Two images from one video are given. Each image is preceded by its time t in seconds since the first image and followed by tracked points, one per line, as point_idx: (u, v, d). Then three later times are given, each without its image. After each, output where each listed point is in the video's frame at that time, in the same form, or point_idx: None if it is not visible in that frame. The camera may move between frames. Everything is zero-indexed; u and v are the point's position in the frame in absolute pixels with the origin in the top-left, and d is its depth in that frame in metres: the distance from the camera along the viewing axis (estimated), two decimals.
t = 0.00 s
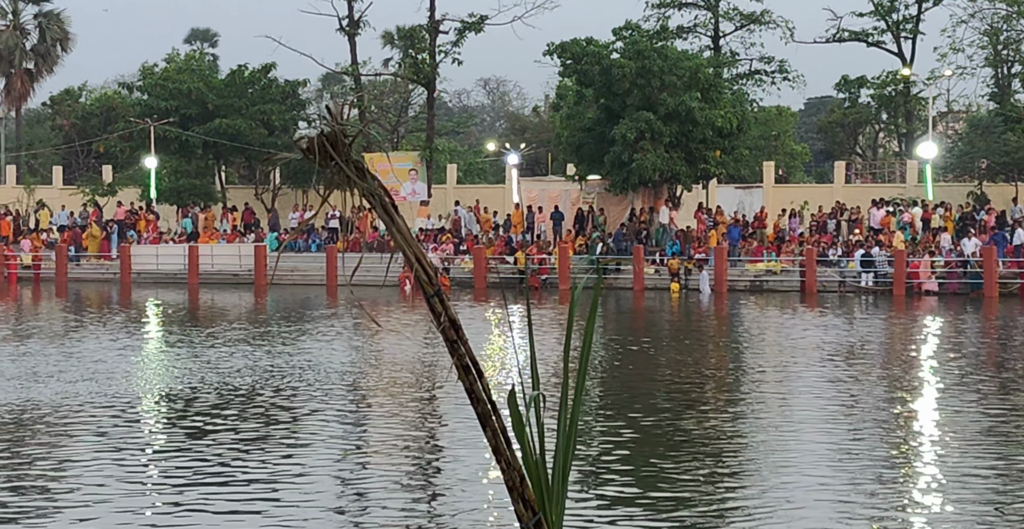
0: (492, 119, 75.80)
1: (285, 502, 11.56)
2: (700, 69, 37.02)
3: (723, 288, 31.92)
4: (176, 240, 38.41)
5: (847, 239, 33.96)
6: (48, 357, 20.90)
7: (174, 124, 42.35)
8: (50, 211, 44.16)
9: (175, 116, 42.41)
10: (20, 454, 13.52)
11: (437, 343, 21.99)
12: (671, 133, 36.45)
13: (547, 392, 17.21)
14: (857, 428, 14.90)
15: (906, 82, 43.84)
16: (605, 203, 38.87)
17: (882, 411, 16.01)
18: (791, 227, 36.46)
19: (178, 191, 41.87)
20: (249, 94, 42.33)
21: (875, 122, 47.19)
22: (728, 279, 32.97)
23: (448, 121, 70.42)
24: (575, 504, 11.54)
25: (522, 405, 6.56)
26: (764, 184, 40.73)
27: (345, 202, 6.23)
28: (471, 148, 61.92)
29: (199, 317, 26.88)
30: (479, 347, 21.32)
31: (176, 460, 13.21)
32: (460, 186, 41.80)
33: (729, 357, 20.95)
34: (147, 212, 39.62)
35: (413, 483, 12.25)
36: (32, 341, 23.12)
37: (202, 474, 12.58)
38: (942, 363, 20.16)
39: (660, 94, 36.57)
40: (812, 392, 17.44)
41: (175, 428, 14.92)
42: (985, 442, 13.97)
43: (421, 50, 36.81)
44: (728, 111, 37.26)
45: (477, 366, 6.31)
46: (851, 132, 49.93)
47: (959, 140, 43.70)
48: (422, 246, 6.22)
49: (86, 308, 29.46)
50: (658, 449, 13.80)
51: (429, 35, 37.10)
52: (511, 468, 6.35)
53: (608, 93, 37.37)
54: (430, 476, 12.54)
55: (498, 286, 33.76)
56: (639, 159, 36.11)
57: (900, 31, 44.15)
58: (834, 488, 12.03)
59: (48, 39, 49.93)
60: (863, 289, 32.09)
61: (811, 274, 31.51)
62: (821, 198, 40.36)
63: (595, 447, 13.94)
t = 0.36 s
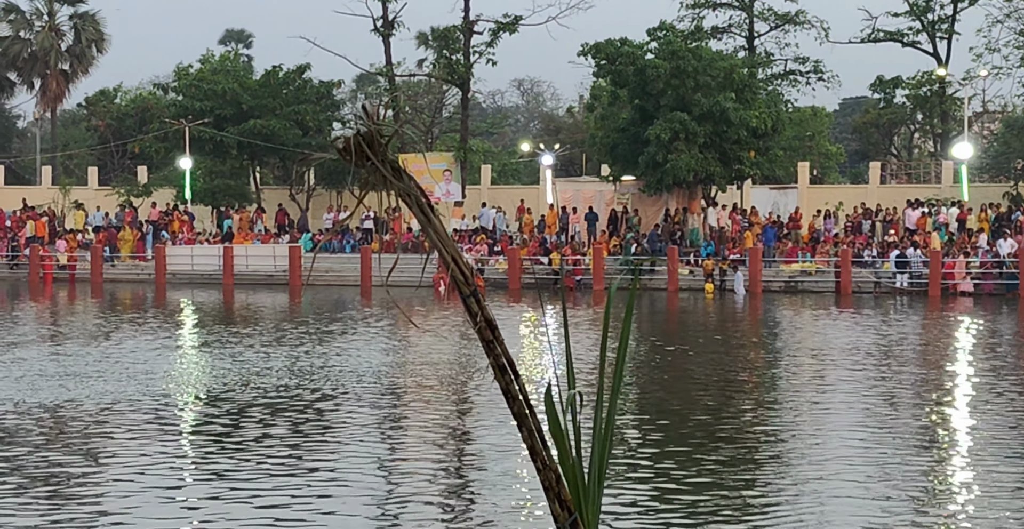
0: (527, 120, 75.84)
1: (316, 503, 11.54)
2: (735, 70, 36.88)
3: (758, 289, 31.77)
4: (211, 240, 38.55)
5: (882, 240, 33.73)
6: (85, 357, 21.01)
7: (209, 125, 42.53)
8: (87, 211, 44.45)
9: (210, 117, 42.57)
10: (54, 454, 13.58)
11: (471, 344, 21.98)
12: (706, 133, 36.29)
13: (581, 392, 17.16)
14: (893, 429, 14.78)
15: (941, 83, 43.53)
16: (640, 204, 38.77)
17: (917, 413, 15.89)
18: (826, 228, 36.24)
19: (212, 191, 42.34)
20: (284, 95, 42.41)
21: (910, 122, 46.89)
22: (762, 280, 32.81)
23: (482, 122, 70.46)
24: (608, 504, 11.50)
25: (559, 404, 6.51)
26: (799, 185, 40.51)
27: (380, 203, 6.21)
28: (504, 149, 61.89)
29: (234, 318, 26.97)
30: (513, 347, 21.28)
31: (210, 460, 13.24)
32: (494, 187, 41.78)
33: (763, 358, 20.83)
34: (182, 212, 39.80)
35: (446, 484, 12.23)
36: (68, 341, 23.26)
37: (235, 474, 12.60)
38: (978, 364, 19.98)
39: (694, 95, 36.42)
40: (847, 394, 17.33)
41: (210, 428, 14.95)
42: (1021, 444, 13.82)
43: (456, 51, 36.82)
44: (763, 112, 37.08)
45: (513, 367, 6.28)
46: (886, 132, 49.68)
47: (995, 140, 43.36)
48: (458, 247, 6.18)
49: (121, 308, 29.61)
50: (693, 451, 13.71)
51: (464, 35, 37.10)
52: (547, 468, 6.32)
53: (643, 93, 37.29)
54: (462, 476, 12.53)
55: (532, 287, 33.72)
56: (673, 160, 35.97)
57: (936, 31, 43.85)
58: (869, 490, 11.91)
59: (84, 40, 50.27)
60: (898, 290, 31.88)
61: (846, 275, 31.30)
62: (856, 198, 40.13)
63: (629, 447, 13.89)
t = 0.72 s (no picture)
0: (557, 120, 75.82)
1: (349, 503, 11.55)
2: (767, 70, 36.75)
3: (789, 289, 31.65)
4: (243, 240, 38.67)
5: (914, 240, 33.54)
6: (118, 357, 21.13)
7: (241, 125, 42.70)
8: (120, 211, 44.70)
9: (241, 117, 42.74)
10: (87, 454, 13.63)
11: (502, 344, 21.99)
12: (737, 134, 36.16)
13: (612, 393, 17.14)
14: (925, 430, 14.72)
15: (973, 83, 43.27)
16: (671, 204, 38.70)
17: (949, 413, 15.81)
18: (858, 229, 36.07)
19: (243, 192, 42.17)
20: (315, 95, 42.53)
21: (943, 122, 46.62)
22: (794, 280, 32.68)
23: (512, 121, 70.43)
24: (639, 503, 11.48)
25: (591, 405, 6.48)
26: (831, 185, 40.35)
27: (415, 202, 6.20)
28: (535, 149, 61.86)
29: (266, 317, 27.07)
30: (544, 347, 21.26)
31: (242, 459, 13.30)
32: (524, 187, 41.80)
33: (795, 358, 20.76)
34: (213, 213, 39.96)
35: (477, 484, 12.25)
36: (101, 341, 23.41)
37: (268, 474, 12.66)
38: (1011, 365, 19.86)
39: (726, 94, 36.32)
40: (879, 394, 17.25)
41: (242, 427, 15.01)
42: None
43: (487, 51, 36.84)
44: (795, 112, 36.92)
45: (547, 367, 6.26)
46: (918, 132, 49.43)
47: None
48: (492, 247, 6.17)
49: (153, 308, 29.73)
50: (724, 451, 13.67)
51: (495, 36, 37.11)
52: (581, 468, 6.29)
53: (674, 93, 37.22)
54: (493, 476, 12.54)
55: (563, 287, 33.67)
56: (705, 160, 35.88)
57: (968, 31, 43.60)
58: (904, 491, 11.82)
59: (116, 41, 50.62)
60: (931, 291, 31.51)
61: (878, 275, 31.13)
62: (888, 198, 39.96)
63: (661, 447, 13.86)
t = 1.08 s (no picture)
0: (585, 116, 75.75)
1: (377, 499, 11.56)
2: (796, 65, 36.56)
3: (818, 285, 31.54)
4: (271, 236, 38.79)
5: (944, 236, 33.37)
6: (148, 352, 21.23)
7: (269, 121, 42.81)
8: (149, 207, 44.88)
9: (269, 113, 42.85)
10: (117, 449, 13.71)
11: (530, 340, 21.98)
12: (766, 129, 36.01)
13: (640, 389, 17.12)
14: (955, 426, 14.67)
15: (1003, 78, 42.99)
16: (699, 200, 38.63)
17: (978, 409, 15.75)
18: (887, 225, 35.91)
19: (272, 187, 42.26)
20: (343, 91, 42.58)
21: (972, 118, 46.36)
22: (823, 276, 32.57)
23: (540, 117, 70.36)
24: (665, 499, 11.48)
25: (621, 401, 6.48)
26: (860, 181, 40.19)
27: (444, 198, 6.21)
28: (563, 145, 61.80)
29: (294, 313, 27.13)
30: (572, 343, 21.24)
31: (270, 454, 13.35)
32: (553, 183, 41.81)
33: (824, 355, 20.70)
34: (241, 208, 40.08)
35: (505, 480, 12.27)
36: (130, 336, 23.51)
37: (296, 469, 12.70)
38: None
39: (755, 90, 36.18)
40: (908, 390, 17.19)
41: (271, 423, 15.06)
42: None
43: (515, 47, 36.82)
44: (824, 107, 36.74)
45: (577, 363, 6.26)
46: (947, 128, 49.18)
47: None
48: (521, 243, 6.18)
49: (181, 303, 29.85)
50: (751, 447, 13.64)
51: (523, 32, 37.10)
52: (610, 464, 6.29)
53: (703, 89, 37.11)
54: (519, 472, 12.56)
55: (591, 283, 33.63)
56: (733, 156, 35.78)
57: (998, 26, 43.31)
58: (934, 489, 11.75)
59: (145, 36, 50.83)
60: (959, 287, 31.55)
61: (906, 271, 30.99)
62: (918, 194, 39.80)
63: (689, 443, 13.84)
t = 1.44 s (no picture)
0: (610, 112, 75.69)
1: (401, 496, 11.55)
2: (821, 61, 36.41)
3: (843, 282, 31.45)
4: (296, 233, 38.88)
5: (970, 232, 33.23)
6: (175, 349, 21.33)
7: (294, 118, 42.92)
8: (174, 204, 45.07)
9: (295, 110, 42.96)
10: (142, 445, 13.75)
11: (555, 336, 22.00)
12: (791, 125, 35.92)
13: (668, 386, 17.12)
14: (982, 423, 14.63)
15: None
16: (724, 196, 38.57)
17: (1006, 406, 15.68)
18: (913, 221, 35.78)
19: (297, 185, 42.58)
20: (368, 88, 42.65)
21: (998, 114, 46.13)
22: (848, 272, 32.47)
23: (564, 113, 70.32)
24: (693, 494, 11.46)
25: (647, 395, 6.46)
26: (885, 177, 40.05)
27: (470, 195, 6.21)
28: (588, 141, 61.76)
29: (319, 310, 27.19)
30: (597, 339, 21.23)
31: (296, 450, 13.40)
32: (577, 179, 41.80)
33: (850, 351, 20.65)
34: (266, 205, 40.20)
35: (531, 476, 12.29)
36: (157, 333, 23.62)
37: (323, 465, 12.75)
38: None
39: (780, 86, 36.08)
40: (934, 387, 17.13)
41: (296, 420, 15.10)
42: None
43: (539, 43, 36.83)
44: (849, 103, 36.61)
45: (603, 359, 6.25)
46: (973, 124, 48.96)
47: None
48: (546, 239, 6.16)
49: (207, 300, 29.97)
50: (777, 444, 13.59)
51: (548, 28, 37.10)
52: (636, 460, 6.27)
53: (728, 85, 37.03)
54: (546, 468, 12.57)
55: (616, 279, 33.61)
56: (758, 152, 35.71)
57: None
58: (961, 487, 11.66)
59: (170, 34, 51.01)
60: (986, 283, 31.34)
61: (932, 268, 30.87)
62: (943, 190, 39.68)
63: (715, 439, 13.81)
